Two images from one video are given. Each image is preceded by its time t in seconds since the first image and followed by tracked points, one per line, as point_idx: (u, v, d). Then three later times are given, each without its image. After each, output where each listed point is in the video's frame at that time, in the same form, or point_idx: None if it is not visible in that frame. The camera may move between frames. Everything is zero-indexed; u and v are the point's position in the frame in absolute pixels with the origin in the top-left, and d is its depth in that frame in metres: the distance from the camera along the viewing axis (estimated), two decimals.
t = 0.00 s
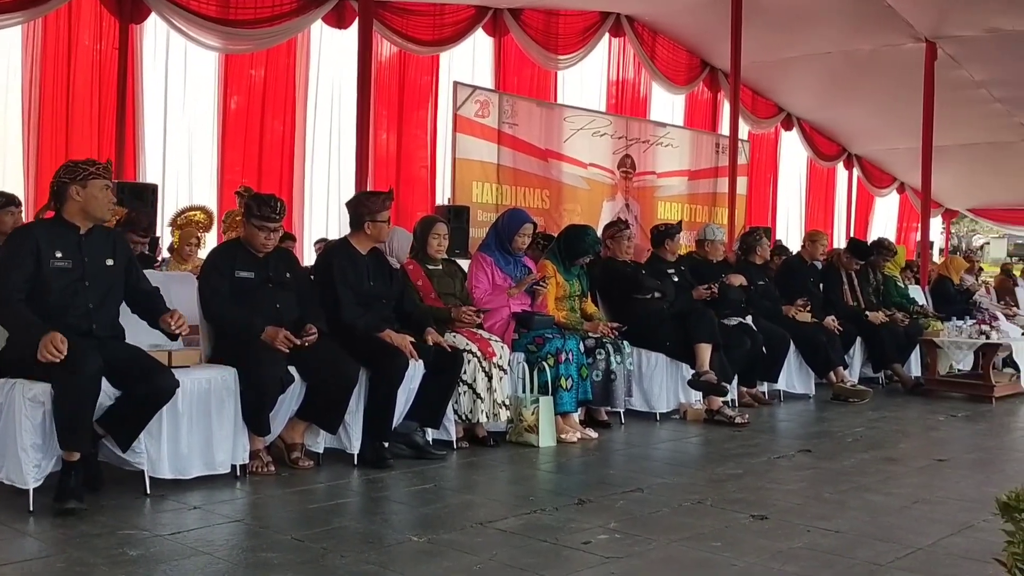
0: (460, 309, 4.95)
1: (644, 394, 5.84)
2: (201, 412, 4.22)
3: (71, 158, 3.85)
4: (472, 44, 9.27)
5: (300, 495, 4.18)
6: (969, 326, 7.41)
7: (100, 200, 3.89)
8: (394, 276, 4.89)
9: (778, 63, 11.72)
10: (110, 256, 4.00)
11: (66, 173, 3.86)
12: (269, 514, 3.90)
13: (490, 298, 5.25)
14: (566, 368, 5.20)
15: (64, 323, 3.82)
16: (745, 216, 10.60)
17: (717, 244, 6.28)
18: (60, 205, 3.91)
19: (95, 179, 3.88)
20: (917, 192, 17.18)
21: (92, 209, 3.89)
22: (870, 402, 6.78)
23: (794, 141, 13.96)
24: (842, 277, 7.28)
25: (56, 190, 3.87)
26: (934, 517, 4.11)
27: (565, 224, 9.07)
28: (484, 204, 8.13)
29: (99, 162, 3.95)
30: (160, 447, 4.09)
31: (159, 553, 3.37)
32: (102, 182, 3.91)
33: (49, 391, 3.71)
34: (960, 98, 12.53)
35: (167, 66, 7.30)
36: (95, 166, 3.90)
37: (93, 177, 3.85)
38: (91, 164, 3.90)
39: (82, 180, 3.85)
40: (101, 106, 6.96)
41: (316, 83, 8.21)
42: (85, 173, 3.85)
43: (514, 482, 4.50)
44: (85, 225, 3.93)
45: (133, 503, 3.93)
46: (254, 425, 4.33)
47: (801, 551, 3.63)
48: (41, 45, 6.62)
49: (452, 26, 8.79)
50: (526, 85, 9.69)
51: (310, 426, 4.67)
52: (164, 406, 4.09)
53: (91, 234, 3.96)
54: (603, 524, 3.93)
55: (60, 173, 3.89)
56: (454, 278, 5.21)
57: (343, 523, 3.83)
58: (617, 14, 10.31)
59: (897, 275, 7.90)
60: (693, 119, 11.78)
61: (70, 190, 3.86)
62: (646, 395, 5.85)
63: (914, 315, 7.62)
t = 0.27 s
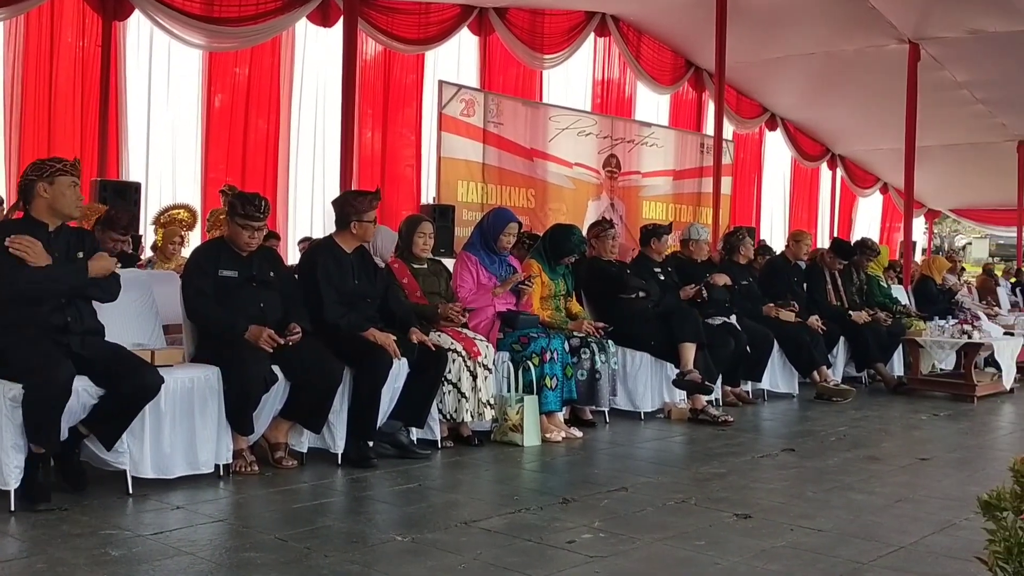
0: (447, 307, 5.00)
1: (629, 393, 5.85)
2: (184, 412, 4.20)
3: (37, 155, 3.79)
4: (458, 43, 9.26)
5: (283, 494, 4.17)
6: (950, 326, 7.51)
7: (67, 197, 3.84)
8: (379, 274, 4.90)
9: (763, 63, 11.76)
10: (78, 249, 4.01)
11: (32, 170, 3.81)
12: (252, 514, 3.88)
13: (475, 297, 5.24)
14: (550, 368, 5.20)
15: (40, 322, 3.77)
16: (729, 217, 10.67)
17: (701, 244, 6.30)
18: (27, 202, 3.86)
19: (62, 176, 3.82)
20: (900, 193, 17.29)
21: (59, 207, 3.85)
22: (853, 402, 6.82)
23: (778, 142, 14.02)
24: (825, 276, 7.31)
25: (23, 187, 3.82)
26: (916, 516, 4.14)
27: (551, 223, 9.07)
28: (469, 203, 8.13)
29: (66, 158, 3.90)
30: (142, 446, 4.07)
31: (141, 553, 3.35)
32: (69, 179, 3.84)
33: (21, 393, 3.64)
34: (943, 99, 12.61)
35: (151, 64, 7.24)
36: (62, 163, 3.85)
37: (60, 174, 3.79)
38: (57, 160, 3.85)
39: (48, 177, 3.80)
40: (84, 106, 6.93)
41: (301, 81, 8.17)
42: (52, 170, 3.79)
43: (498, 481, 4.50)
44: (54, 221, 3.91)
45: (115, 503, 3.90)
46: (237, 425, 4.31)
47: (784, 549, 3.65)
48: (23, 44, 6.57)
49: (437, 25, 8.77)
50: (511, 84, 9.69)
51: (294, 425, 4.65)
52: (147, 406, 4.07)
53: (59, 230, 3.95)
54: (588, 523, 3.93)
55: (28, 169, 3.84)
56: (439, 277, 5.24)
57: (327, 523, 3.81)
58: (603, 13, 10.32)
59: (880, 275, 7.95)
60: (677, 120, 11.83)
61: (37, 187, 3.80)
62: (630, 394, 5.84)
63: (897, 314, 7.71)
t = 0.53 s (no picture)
0: (442, 305, 5.03)
1: (619, 392, 5.86)
2: (173, 412, 4.19)
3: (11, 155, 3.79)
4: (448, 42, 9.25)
5: (273, 494, 4.16)
6: (940, 325, 7.51)
7: (45, 194, 3.84)
8: (372, 274, 4.88)
9: (753, 63, 11.79)
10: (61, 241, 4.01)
11: (7, 171, 3.80)
12: (242, 514, 3.87)
13: (466, 296, 5.24)
14: (541, 367, 5.20)
15: (32, 318, 3.80)
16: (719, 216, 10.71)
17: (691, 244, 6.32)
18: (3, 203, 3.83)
19: (39, 174, 3.82)
20: (889, 192, 17.35)
21: (38, 204, 3.84)
22: (842, 400, 6.84)
23: (767, 141, 14.05)
24: (815, 275, 7.33)
25: None
26: (904, 514, 4.15)
27: (541, 223, 9.07)
28: (460, 202, 8.13)
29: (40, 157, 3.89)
30: (132, 446, 4.06)
31: (130, 553, 3.34)
32: (45, 176, 3.84)
33: None
34: (932, 98, 12.65)
35: (140, 62, 7.21)
36: (37, 161, 3.85)
37: (36, 171, 3.79)
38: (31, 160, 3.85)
39: (24, 175, 3.79)
40: (72, 106, 6.87)
41: (291, 80, 8.16)
42: (28, 168, 3.79)
43: (489, 480, 4.50)
44: (33, 220, 3.87)
45: (103, 504, 3.89)
46: (227, 425, 4.30)
47: (773, 548, 3.66)
48: (11, 43, 6.50)
49: (427, 24, 8.76)
50: (502, 83, 9.69)
51: (284, 425, 4.64)
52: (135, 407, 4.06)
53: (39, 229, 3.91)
54: (578, 522, 3.94)
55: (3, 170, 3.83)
56: (429, 277, 5.22)
57: (317, 522, 3.81)
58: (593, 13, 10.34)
59: (870, 274, 7.97)
60: (667, 119, 11.85)
61: (14, 187, 3.79)
62: (620, 393, 5.86)
63: (886, 313, 7.68)
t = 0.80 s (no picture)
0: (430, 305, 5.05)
1: (607, 391, 5.87)
2: (160, 412, 4.18)
3: None
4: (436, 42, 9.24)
5: (261, 495, 4.15)
6: (925, 323, 7.48)
7: (31, 193, 3.84)
8: (360, 273, 4.87)
9: (740, 63, 11.83)
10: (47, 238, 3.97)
11: None
12: (229, 514, 3.86)
13: (454, 296, 5.24)
14: (529, 366, 5.21)
15: (16, 320, 3.76)
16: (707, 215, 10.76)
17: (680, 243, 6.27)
18: None
19: (23, 173, 3.80)
20: (876, 191, 17.43)
21: (24, 204, 3.85)
22: (829, 399, 6.87)
23: (755, 141, 14.10)
24: (802, 274, 7.37)
25: None
26: (890, 512, 4.17)
27: (530, 222, 9.07)
28: (449, 201, 8.13)
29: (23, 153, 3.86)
30: (119, 447, 4.05)
31: (117, 554, 3.33)
32: (30, 175, 3.83)
33: None
34: (919, 98, 12.71)
35: (127, 61, 7.18)
36: (20, 160, 3.82)
37: (21, 172, 3.77)
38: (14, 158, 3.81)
39: (9, 175, 3.77)
40: (59, 104, 6.83)
41: (278, 79, 8.14)
42: (12, 168, 3.77)
43: (477, 480, 4.50)
44: (20, 217, 3.88)
45: (90, 504, 3.87)
46: (214, 425, 4.28)
47: (760, 547, 3.67)
48: None
49: (415, 23, 8.75)
50: (490, 83, 9.69)
51: (271, 425, 4.63)
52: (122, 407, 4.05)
53: (25, 225, 3.92)
54: (565, 521, 3.94)
55: None
56: (418, 276, 5.20)
57: (305, 522, 3.80)
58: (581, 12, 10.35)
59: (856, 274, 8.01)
60: (655, 118, 11.88)
61: None
62: (608, 392, 5.86)
63: (873, 312, 7.70)
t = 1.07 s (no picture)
0: (415, 304, 5.07)
1: (594, 390, 5.89)
2: (146, 412, 4.17)
3: None
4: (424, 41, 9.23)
5: (247, 494, 4.14)
6: (910, 322, 7.51)
7: (20, 194, 3.89)
8: (344, 271, 4.88)
9: (727, 63, 11.86)
10: (34, 240, 4.00)
11: None
12: (215, 514, 3.85)
13: (442, 295, 5.26)
14: (516, 365, 5.22)
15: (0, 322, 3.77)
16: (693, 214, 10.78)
17: (665, 242, 6.18)
18: None
19: (13, 173, 3.85)
20: (862, 191, 17.50)
21: (13, 204, 3.89)
22: (815, 398, 6.90)
23: (741, 140, 14.15)
24: (788, 274, 7.38)
25: None
26: (875, 510, 4.20)
27: (517, 221, 9.07)
28: (436, 200, 8.12)
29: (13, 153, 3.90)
30: (104, 447, 4.03)
31: (102, 554, 3.31)
32: (18, 175, 3.87)
33: None
34: (905, 98, 12.77)
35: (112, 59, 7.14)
36: (10, 159, 3.86)
37: (10, 172, 3.82)
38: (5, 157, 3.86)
39: None
40: (44, 100, 6.78)
41: (264, 77, 8.11)
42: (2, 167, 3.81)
43: (464, 479, 4.50)
44: (6, 217, 3.92)
45: (75, 505, 3.85)
46: (200, 424, 4.27)
47: (746, 545, 3.68)
48: None
49: (402, 22, 8.73)
50: (477, 82, 9.69)
51: (258, 424, 4.62)
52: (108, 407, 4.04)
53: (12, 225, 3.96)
54: (553, 520, 3.95)
55: None
56: (404, 275, 5.21)
57: (291, 522, 3.80)
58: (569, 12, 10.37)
59: (842, 273, 8.04)
60: (643, 118, 11.92)
61: None
62: (595, 391, 5.88)
63: (858, 311, 7.76)
